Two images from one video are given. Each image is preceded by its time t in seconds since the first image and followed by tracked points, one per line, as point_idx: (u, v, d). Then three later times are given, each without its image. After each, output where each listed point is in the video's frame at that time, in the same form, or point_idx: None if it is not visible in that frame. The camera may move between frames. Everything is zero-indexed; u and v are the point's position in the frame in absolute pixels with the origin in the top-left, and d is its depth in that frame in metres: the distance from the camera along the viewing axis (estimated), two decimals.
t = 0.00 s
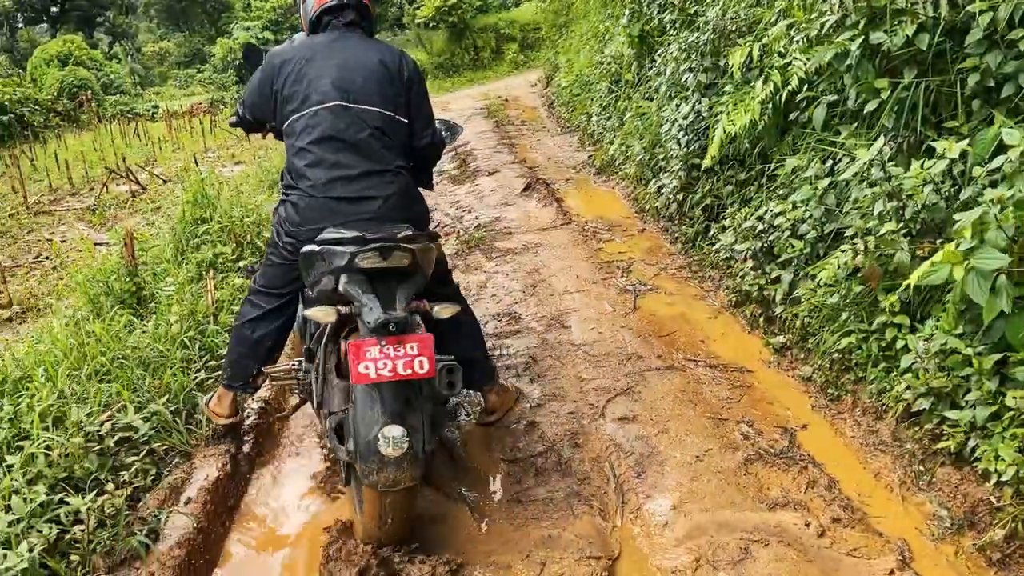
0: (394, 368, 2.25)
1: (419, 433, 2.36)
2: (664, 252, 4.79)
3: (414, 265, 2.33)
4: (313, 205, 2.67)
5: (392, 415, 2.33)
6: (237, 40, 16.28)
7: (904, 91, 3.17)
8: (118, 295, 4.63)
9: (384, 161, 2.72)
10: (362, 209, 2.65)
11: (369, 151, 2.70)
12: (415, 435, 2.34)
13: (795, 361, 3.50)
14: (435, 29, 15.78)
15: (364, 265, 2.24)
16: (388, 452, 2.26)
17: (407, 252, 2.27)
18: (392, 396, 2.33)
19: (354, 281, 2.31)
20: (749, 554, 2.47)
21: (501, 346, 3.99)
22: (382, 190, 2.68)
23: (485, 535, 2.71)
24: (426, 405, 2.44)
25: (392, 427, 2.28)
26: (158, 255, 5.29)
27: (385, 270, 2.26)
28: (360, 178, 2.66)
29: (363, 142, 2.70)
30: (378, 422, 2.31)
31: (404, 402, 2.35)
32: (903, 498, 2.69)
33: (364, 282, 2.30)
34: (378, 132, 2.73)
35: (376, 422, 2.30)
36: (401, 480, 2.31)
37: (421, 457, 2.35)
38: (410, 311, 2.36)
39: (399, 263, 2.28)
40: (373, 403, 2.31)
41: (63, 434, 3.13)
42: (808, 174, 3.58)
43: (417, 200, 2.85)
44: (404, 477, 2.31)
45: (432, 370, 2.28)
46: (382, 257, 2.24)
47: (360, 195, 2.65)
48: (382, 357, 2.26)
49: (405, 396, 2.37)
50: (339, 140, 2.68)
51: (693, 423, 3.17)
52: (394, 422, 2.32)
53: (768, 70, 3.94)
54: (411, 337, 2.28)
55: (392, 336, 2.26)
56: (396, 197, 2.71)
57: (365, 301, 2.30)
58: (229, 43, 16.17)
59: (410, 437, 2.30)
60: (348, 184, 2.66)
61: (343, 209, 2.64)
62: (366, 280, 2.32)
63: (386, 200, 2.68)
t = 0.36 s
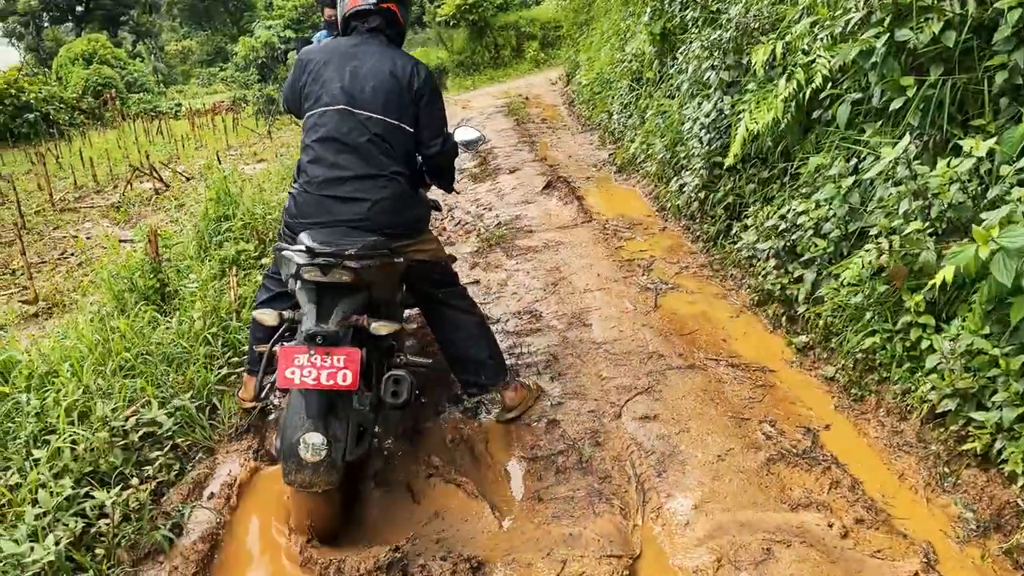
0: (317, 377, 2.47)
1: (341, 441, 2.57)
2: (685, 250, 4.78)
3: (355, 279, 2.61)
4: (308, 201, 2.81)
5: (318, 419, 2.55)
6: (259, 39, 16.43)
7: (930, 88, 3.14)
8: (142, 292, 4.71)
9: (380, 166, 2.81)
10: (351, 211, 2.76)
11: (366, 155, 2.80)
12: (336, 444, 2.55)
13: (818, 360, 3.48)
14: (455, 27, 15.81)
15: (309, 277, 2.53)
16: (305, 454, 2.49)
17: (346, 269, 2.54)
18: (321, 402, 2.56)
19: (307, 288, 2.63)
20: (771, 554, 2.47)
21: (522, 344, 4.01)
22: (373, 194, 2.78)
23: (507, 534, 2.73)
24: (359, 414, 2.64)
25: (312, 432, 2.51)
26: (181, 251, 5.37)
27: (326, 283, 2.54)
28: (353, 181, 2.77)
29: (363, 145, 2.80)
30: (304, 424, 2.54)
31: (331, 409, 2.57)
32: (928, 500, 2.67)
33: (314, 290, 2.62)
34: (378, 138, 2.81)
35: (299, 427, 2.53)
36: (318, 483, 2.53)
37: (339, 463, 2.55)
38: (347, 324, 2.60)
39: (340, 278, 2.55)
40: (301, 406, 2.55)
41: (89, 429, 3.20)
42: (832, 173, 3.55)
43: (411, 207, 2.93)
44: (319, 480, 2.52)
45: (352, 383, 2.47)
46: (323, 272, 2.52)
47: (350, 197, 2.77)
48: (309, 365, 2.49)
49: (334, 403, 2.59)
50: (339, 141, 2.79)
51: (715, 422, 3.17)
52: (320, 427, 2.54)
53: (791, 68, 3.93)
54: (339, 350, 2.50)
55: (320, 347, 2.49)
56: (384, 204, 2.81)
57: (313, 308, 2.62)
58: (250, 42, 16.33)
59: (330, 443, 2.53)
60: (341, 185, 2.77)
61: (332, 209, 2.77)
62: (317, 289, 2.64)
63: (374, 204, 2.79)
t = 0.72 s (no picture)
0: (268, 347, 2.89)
1: (296, 404, 3.04)
2: (694, 251, 4.77)
3: (296, 257, 2.92)
4: (283, 189, 3.20)
5: (275, 383, 3.03)
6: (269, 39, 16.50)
7: (942, 89, 3.09)
8: (151, 291, 4.73)
9: (341, 154, 3.13)
10: (315, 196, 3.13)
11: (329, 145, 3.13)
12: (292, 406, 3.03)
13: (828, 362, 3.47)
14: (464, 27, 15.82)
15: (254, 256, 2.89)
16: (263, 415, 3.00)
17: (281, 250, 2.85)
18: (277, 370, 3.02)
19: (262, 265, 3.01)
20: (781, 558, 2.45)
21: (531, 345, 4.04)
22: (334, 180, 3.12)
23: (514, 536, 2.73)
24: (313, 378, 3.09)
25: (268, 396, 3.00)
26: (191, 251, 5.39)
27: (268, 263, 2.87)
28: (318, 170, 3.13)
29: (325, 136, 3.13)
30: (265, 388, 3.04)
31: (284, 375, 3.03)
32: (939, 504, 2.65)
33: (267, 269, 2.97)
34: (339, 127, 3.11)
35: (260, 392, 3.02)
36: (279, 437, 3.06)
37: (297, 423, 3.04)
38: (290, 298, 2.93)
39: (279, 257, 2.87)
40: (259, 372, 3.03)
41: (97, 429, 3.22)
42: (842, 174, 3.53)
43: (376, 189, 3.21)
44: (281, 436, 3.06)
45: (295, 351, 2.85)
46: (262, 252, 2.85)
47: (315, 184, 3.13)
48: (259, 338, 2.89)
49: (286, 368, 3.03)
50: (305, 134, 3.15)
51: (724, 424, 3.16)
52: (277, 390, 3.03)
53: (802, 68, 3.91)
54: (283, 323, 2.87)
55: (267, 321, 2.87)
56: (345, 187, 3.13)
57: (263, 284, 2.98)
58: (260, 42, 16.39)
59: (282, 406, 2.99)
60: (307, 174, 3.15)
61: (300, 195, 3.15)
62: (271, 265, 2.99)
63: (336, 189, 3.13)
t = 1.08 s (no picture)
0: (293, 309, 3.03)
1: (320, 361, 3.11)
2: (701, 254, 4.76)
3: (316, 229, 3.14)
4: (292, 181, 3.34)
5: (300, 344, 3.10)
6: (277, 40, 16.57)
7: (952, 92, 3.06)
8: (158, 292, 4.75)
9: (347, 141, 3.32)
10: (325, 183, 3.27)
11: (335, 134, 3.31)
12: (317, 363, 3.10)
13: (836, 366, 3.45)
14: (472, 29, 15.84)
15: (278, 229, 3.11)
16: (291, 373, 3.04)
17: (306, 220, 3.08)
18: (301, 330, 3.10)
19: (282, 241, 3.20)
20: (788, 563, 2.44)
21: (537, 347, 4.08)
22: (342, 167, 3.28)
23: (520, 540, 2.72)
24: (336, 339, 3.17)
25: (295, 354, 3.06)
26: (198, 252, 5.42)
27: (292, 235, 3.10)
28: (326, 158, 3.29)
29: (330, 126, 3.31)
30: (288, 349, 3.09)
31: (309, 334, 3.11)
32: (949, 511, 2.63)
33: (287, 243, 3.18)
34: (344, 116, 3.31)
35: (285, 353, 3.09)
36: (306, 396, 3.10)
37: (324, 379, 3.10)
38: (312, 266, 3.12)
39: (301, 229, 3.11)
40: (284, 333, 3.11)
41: (104, 430, 3.23)
42: (851, 177, 3.51)
43: (380, 173, 3.40)
44: (306, 394, 3.09)
45: (320, 314, 2.99)
46: (286, 225, 3.10)
47: (324, 171, 3.28)
48: (284, 303, 3.03)
49: (310, 331, 3.13)
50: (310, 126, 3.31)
51: (731, 429, 3.14)
52: (301, 350, 3.09)
53: (810, 71, 3.89)
54: (306, 288, 3.02)
55: (291, 287, 3.02)
56: (354, 171, 3.30)
57: (286, 257, 3.18)
58: (268, 44, 16.45)
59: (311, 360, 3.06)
60: (316, 162, 3.30)
61: (309, 185, 3.29)
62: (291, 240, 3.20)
63: (345, 174, 3.28)
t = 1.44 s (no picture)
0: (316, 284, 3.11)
1: (340, 338, 3.11)
2: (707, 257, 4.75)
3: (334, 210, 3.29)
4: (309, 169, 3.50)
5: (320, 320, 3.11)
6: (282, 42, 16.61)
7: (960, 96, 3.04)
8: (164, 294, 4.77)
9: (363, 130, 3.51)
10: (342, 170, 3.44)
11: (352, 124, 3.50)
12: (336, 339, 3.10)
13: (843, 370, 3.44)
14: (477, 30, 15.84)
15: (298, 210, 3.24)
16: (310, 348, 3.04)
17: (324, 202, 3.21)
18: (320, 306, 3.13)
19: (300, 223, 3.30)
20: (797, 569, 2.43)
21: (543, 350, 4.10)
22: (358, 155, 3.47)
23: (526, 544, 2.71)
24: (353, 318, 3.20)
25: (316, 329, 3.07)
26: (204, 253, 5.43)
27: (312, 215, 3.23)
28: (343, 146, 3.47)
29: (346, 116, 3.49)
30: (308, 326, 3.10)
31: (328, 312, 3.13)
32: (957, 516, 2.62)
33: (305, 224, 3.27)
34: (360, 106, 3.49)
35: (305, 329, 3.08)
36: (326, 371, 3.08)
37: (345, 354, 3.11)
38: (331, 245, 3.25)
39: (320, 209, 3.24)
40: (304, 310, 3.11)
41: (110, 431, 3.24)
42: (858, 181, 3.50)
43: (393, 160, 3.61)
44: (327, 369, 3.08)
45: (340, 289, 3.09)
46: (306, 205, 3.23)
47: (341, 158, 3.46)
48: (305, 279, 3.11)
49: (330, 309, 3.16)
50: (326, 116, 3.47)
51: (738, 433, 3.13)
52: (321, 326, 3.10)
53: (817, 75, 3.88)
54: (326, 265, 3.12)
55: (312, 264, 3.12)
56: (371, 158, 3.50)
57: (305, 238, 3.31)
58: (274, 45, 16.47)
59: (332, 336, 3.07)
60: (333, 150, 3.47)
61: (327, 172, 3.46)
62: (308, 222, 3.32)
63: (362, 160, 3.48)
